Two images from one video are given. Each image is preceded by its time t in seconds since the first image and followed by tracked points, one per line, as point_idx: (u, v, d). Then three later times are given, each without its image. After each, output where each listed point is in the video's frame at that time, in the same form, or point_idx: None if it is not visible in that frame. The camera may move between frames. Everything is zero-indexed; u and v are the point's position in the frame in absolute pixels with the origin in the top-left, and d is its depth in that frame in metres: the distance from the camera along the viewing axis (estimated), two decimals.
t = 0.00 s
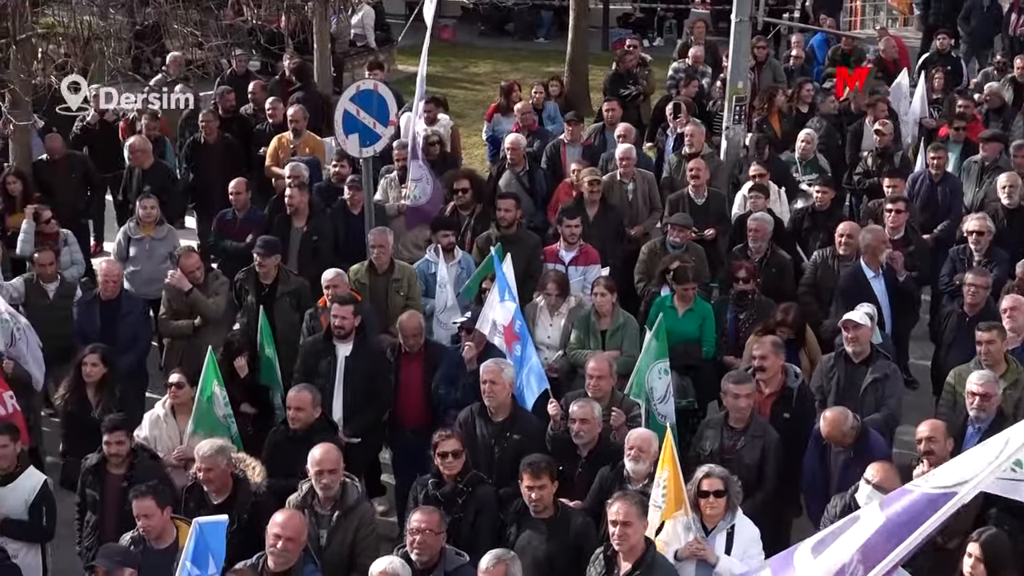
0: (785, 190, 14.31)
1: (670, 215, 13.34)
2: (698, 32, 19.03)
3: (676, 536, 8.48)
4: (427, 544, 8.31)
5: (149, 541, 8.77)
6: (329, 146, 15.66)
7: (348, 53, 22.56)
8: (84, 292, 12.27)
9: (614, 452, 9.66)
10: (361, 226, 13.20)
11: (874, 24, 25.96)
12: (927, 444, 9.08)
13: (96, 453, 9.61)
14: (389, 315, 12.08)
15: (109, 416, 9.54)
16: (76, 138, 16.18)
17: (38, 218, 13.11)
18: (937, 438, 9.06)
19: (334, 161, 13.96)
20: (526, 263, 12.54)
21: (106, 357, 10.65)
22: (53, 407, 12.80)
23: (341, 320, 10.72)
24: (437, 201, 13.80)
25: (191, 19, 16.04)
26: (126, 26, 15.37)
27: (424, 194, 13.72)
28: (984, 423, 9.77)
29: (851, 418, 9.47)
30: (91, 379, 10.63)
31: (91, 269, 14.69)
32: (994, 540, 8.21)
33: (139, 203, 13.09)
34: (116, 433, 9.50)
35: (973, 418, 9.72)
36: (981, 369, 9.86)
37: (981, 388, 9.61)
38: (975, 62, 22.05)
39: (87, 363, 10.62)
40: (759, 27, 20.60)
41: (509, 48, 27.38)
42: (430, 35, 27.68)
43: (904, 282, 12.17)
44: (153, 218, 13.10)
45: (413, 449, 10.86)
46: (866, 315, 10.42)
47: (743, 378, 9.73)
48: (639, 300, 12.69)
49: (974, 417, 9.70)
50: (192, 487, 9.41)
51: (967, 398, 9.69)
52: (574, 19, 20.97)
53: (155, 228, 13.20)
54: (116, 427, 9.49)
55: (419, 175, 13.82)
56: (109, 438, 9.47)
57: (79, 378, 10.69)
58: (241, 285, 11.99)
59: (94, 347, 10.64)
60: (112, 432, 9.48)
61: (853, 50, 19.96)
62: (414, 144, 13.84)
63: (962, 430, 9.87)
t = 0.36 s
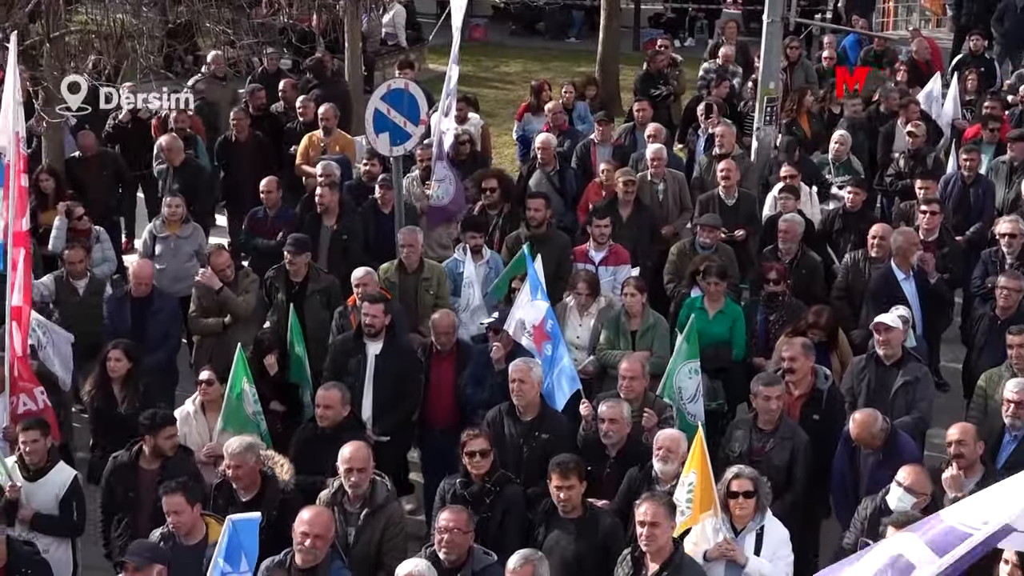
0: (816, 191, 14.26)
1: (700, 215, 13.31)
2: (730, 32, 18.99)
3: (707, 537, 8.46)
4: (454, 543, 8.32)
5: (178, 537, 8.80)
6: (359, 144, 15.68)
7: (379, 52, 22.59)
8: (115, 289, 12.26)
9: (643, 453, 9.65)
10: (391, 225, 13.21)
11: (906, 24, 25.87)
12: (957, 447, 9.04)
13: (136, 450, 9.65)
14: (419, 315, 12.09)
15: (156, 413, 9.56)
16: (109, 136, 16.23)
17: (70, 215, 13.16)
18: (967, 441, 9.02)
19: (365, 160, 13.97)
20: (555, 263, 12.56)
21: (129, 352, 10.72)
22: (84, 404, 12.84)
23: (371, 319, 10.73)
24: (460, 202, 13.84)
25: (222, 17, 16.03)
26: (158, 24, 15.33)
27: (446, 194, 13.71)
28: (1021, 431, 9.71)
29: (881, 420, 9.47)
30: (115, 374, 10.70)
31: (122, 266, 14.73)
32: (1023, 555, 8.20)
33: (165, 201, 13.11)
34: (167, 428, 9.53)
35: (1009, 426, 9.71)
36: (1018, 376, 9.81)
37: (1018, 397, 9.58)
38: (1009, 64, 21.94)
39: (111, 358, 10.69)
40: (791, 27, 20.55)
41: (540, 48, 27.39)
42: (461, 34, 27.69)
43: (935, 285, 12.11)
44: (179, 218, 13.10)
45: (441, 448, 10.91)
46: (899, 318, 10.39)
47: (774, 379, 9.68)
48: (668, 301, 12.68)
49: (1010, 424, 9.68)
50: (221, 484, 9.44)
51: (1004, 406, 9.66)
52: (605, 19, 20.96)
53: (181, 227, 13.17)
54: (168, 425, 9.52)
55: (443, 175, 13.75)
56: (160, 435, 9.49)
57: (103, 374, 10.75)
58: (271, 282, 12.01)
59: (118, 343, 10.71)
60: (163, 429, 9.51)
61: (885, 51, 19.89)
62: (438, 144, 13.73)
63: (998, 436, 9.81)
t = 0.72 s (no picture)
0: (846, 192, 14.22)
1: (730, 216, 13.29)
2: (761, 33, 18.96)
3: (735, 536, 8.50)
4: (482, 542, 8.32)
5: (208, 534, 8.82)
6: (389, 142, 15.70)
7: (409, 51, 22.62)
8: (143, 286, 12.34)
9: (671, 454, 9.64)
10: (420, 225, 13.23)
11: (938, 26, 25.82)
12: (986, 451, 9.03)
13: (157, 444, 9.63)
14: (447, 314, 12.12)
15: (175, 401, 9.55)
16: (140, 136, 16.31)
17: (100, 212, 13.20)
18: (997, 446, 9.01)
19: (394, 159, 13.99)
20: (584, 263, 12.58)
21: (157, 349, 10.74)
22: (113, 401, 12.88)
23: (400, 318, 10.73)
24: (491, 201, 13.81)
25: (253, 16, 16.34)
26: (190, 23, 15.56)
27: (477, 192, 13.72)
28: None
29: (909, 423, 9.44)
30: (145, 371, 10.73)
31: (152, 264, 14.78)
32: None
33: (193, 199, 13.13)
34: (188, 417, 9.51)
35: None
36: None
37: None
38: None
39: (140, 356, 10.71)
40: (821, 29, 20.54)
41: (570, 48, 27.40)
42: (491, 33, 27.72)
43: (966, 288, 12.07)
44: (208, 216, 13.12)
45: (472, 448, 10.91)
46: (930, 320, 10.36)
47: (801, 381, 9.69)
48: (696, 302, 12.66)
49: None
50: (249, 482, 9.45)
51: None
52: (635, 18, 20.95)
53: (210, 225, 13.20)
54: (190, 413, 9.52)
55: (473, 175, 13.76)
56: (182, 424, 9.49)
57: (134, 370, 10.78)
58: (300, 281, 12.03)
59: (146, 340, 10.72)
60: (185, 417, 9.51)
61: (916, 52, 19.83)
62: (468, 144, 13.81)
63: None
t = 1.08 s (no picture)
0: (875, 194, 14.18)
1: (758, 217, 13.26)
2: (790, 33, 18.93)
3: (762, 536, 8.49)
4: (507, 542, 8.31)
5: (237, 531, 8.84)
6: (418, 141, 15.71)
7: (438, 50, 22.64)
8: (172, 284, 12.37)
9: (697, 455, 9.63)
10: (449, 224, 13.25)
11: (969, 26, 25.72)
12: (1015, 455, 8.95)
13: (177, 440, 9.67)
14: (474, 314, 12.11)
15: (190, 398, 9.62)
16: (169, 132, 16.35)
17: (129, 210, 13.25)
18: None
19: (423, 158, 14.01)
20: (612, 263, 12.56)
21: (194, 348, 10.72)
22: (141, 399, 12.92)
23: (426, 317, 10.74)
24: (520, 201, 13.80)
25: (283, 15, 16.27)
26: (220, 22, 15.55)
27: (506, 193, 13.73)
28: None
29: (938, 425, 9.39)
30: (183, 370, 10.69)
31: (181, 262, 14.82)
32: None
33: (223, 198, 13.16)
34: (205, 412, 9.55)
35: None
36: None
37: None
38: None
39: (178, 354, 10.69)
40: (852, 29, 20.49)
41: (599, 47, 27.39)
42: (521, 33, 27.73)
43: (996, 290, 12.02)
44: (238, 214, 13.16)
45: (501, 449, 10.85)
46: (960, 322, 10.31)
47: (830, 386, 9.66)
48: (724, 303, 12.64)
49: None
50: (275, 479, 9.46)
51: None
52: (664, 19, 20.93)
53: (239, 223, 13.24)
54: (206, 407, 9.58)
55: (504, 176, 13.73)
56: (199, 418, 9.55)
57: (171, 369, 10.77)
58: (328, 279, 12.05)
59: (185, 339, 10.71)
60: (201, 412, 9.57)
61: (948, 52, 19.78)
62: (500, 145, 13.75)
63: None
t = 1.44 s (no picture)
0: (902, 195, 14.14)
1: (785, 218, 13.24)
2: (818, 33, 18.91)
3: (788, 538, 8.48)
4: (532, 542, 8.31)
5: (264, 528, 8.86)
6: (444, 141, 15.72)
7: (465, 50, 22.66)
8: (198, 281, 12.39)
9: (722, 457, 9.60)
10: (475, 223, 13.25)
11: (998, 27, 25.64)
12: None
13: (193, 438, 9.59)
14: (500, 313, 12.11)
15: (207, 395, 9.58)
16: (196, 129, 16.38)
17: (157, 207, 13.29)
18: None
19: (449, 157, 14.01)
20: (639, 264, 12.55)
21: (233, 349, 10.71)
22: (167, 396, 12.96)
23: (452, 316, 10.74)
24: (547, 202, 13.79)
25: (311, 14, 16.27)
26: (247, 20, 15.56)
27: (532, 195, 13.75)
28: None
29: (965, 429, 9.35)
30: (221, 371, 10.69)
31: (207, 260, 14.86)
32: None
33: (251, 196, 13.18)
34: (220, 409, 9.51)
35: None
36: None
37: None
38: None
39: (216, 355, 10.68)
40: (880, 30, 20.45)
41: (626, 47, 27.40)
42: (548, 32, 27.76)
43: None
44: (265, 213, 13.17)
45: (523, 448, 10.84)
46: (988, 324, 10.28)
47: (857, 391, 9.63)
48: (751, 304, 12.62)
49: None
50: (300, 477, 9.46)
51: None
52: (692, 19, 20.91)
53: (266, 222, 13.25)
54: (223, 405, 9.51)
55: (531, 177, 13.75)
56: (216, 416, 9.49)
57: (209, 369, 10.75)
58: (354, 278, 12.06)
59: (223, 340, 10.70)
60: (218, 410, 9.50)
61: (977, 53, 19.71)
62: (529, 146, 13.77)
63: None
